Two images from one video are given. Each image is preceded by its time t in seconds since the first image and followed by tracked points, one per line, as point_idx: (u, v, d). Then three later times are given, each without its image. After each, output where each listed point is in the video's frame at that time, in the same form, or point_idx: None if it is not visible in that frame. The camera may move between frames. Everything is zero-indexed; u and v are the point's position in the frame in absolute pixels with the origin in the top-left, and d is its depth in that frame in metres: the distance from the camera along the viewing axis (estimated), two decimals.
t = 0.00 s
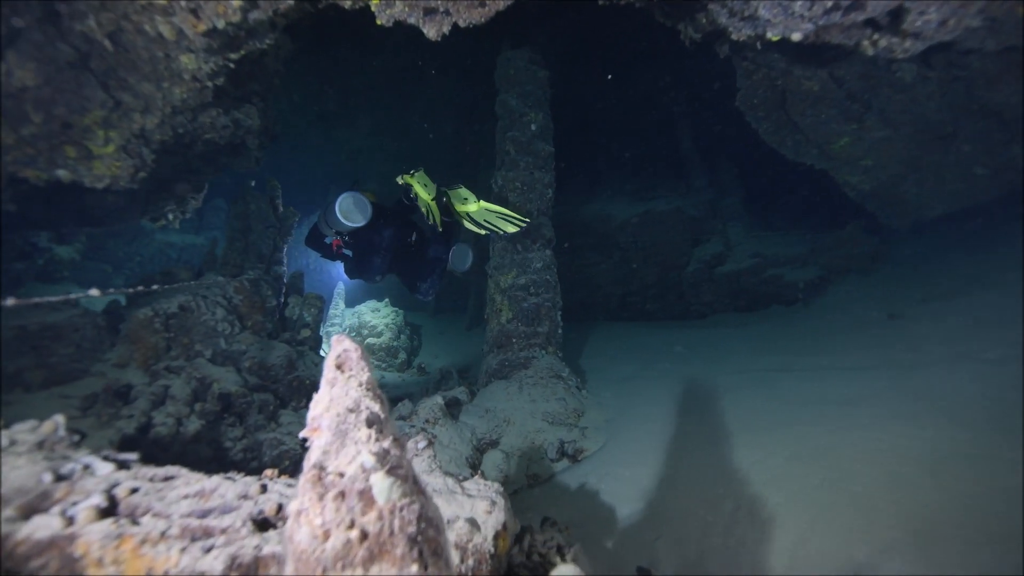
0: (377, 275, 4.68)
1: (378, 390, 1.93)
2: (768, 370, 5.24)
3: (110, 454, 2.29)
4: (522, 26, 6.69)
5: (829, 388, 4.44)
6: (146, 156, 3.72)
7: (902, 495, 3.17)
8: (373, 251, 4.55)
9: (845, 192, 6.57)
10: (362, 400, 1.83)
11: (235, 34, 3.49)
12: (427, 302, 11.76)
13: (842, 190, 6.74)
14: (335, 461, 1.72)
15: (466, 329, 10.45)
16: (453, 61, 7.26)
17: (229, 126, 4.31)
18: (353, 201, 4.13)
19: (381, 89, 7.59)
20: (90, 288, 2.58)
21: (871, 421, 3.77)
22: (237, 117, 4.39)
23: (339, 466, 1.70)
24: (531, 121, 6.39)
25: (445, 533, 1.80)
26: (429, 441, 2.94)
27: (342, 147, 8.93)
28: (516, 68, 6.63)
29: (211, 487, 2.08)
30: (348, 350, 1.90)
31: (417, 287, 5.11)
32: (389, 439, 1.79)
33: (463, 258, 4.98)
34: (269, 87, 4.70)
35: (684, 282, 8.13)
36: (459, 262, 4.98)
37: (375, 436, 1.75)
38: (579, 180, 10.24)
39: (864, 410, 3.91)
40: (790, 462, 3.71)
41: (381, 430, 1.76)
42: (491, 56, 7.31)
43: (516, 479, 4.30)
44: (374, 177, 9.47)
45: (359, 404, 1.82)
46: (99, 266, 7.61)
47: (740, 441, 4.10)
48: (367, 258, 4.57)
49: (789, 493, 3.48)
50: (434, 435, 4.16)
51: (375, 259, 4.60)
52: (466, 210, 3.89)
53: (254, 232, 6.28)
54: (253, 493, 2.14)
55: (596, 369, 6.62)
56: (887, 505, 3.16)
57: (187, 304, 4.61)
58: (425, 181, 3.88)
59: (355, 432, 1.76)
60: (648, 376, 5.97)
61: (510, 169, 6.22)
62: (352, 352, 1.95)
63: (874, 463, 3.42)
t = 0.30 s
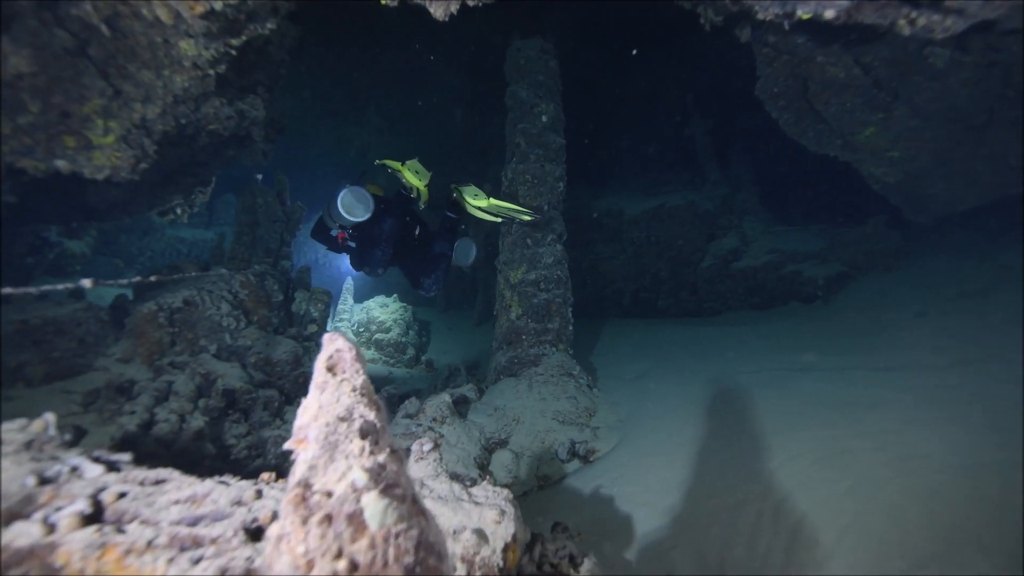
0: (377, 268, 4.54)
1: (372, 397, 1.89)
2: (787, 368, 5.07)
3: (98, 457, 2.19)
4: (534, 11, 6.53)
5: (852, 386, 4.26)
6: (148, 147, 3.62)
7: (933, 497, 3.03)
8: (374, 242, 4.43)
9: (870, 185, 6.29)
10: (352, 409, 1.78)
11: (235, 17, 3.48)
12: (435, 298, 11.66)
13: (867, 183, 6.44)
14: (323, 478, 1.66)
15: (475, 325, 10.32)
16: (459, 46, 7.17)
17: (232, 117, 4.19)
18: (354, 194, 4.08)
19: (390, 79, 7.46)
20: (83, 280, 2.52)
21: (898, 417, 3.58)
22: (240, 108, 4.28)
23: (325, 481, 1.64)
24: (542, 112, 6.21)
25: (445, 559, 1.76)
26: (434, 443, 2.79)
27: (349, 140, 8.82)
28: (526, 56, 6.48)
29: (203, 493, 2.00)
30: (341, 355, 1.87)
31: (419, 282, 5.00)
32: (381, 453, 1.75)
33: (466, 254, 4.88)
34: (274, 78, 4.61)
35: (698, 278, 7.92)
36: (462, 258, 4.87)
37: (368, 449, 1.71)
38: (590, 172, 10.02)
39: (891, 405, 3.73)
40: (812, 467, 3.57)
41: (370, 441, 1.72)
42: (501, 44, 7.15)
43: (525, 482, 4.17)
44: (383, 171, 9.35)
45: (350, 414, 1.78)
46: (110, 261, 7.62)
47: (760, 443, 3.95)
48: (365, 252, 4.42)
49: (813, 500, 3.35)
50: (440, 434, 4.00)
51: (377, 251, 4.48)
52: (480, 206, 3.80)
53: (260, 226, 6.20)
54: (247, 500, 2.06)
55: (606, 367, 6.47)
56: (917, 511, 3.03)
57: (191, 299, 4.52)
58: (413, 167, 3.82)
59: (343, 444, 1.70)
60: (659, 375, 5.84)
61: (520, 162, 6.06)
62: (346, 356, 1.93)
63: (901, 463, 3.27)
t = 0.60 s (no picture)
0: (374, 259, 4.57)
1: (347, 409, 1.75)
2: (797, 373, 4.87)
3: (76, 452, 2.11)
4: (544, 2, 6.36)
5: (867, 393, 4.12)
6: (143, 134, 3.50)
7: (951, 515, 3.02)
8: (371, 232, 4.42)
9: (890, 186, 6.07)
10: (321, 423, 1.66)
11: None
12: (440, 294, 11.54)
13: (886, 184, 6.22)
14: (281, 505, 1.56)
15: (479, 323, 10.19)
16: (462, 41, 6.96)
17: (231, 104, 4.06)
18: (348, 186, 4.02)
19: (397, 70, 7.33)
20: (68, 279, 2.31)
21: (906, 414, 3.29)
22: (240, 95, 4.15)
23: (283, 509, 1.54)
24: (550, 106, 6.05)
25: None
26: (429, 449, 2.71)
27: (355, 133, 8.71)
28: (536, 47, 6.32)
29: (178, 499, 1.99)
30: (312, 362, 1.74)
31: (420, 275, 4.99)
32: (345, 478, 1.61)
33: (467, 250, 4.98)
34: (276, 65, 4.50)
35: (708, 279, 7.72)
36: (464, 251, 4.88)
37: (336, 472, 1.60)
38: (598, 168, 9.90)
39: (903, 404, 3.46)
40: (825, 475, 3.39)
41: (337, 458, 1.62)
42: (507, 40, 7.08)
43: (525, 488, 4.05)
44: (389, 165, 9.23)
45: (318, 429, 1.66)
46: (114, 250, 7.59)
47: (773, 451, 3.79)
48: (362, 242, 4.46)
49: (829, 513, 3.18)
50: (439, 435, 3.89)
51: (373, 242, 4.49)
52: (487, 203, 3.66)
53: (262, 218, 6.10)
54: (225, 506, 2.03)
55: (611, 368, 6.32)
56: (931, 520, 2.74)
57: (188, 291, 4.42)
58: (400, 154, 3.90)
59: (304, 467, 1.60)
60: (665, 377, 5.70)
61: (528, 157, 5.92)
62: (320, 364, 1.78)
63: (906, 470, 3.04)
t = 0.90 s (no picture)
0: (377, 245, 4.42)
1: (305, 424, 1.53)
2: (808, 379, 4.73)
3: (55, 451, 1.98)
4: None
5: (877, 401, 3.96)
6: (134, 118, 3.39)
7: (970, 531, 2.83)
8: (372, 219, 4.31)
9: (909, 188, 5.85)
10: (269, 441, 1.44)
11: None
12: (444, 291, 11.43)
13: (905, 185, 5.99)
14: (218, 538, 1.37)
15: (482, 321, 10.07)
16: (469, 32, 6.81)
17: (228, 90, 3.94)
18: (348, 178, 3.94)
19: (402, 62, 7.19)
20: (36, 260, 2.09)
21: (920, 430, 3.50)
22: (237, 81, 4.04)
23: (220, 539, 1.36)
24: (558, 99, 5.89)
25: None
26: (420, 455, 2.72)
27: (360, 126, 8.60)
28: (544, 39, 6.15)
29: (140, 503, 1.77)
30: (266, 367, 1.50)
31: (420, 265, 4.74)
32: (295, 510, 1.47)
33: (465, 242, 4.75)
34: (275, 52, 4.37)
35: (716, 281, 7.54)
36: (462, 243, 4.62)
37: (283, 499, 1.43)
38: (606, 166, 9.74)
39: (917, 419, 3.59)
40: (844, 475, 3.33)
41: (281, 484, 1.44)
42: (512, 32, 6.90)
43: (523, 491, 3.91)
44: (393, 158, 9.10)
45: (267, 448, 1.44)
46: (116, 239, 7.54)
47: (787, 452, 3.70)
48: (364, 231, 4.36)
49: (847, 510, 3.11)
50: (436, 435, 3.78)
51: (373, 227, 4.36)
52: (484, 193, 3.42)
53: (262, 209, 6.00)
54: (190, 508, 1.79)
55: (614, 370, 6.18)
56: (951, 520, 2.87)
57: (182, 282, 4.32)
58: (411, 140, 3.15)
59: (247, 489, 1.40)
60: (668, 381, 5.55)
61: (534, 151, 5.76)
62: (277, 367, 1.54)
63: (927, 471, 3.17)
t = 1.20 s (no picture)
0: (377, 242, 4.33)
1: (248, 453, 1.33)
2: (824, 384, 4.56)
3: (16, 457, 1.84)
4: None
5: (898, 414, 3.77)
6: (129, 110, 3.29)
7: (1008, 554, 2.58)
8: (373, 217, 4.20)
9: (934, 186, 5.59)
10: (201, 481, 1.21)
11: None
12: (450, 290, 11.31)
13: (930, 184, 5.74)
14: None
15: (488, 321, 9.93)
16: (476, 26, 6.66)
17: (226, 82, 3.85)
18: (350, 176, 3.82)
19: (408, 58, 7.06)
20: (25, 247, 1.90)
21: (936, 433, 3.45)
22: (237, 73, 3.94)
23: None
24: (567, 94, 5.73)
25: None
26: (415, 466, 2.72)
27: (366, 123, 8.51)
28: (553, 31, 5.99)
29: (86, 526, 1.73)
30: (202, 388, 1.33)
31: (414, 262, 4.59)
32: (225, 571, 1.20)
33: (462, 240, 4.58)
34: (276, 44, 4.27)
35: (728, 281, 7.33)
36: (458, 241, 4.43)
37: (212, 557, 1.20)
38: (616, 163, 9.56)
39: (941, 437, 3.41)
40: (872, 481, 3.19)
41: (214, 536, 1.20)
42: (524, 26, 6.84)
43: (525, 498, 3.77)
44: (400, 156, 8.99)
45: (196, 489, 1.21)
46: (125, 235, 7.58)
47: (807, 459, 3.55)
48: (365, 227, 4.25)
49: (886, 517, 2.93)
50: (437, 440, 3.67)
51: (375, 228, 4.26)
52: (465, 181, 3.31)
53: (265, 206, 5.93)
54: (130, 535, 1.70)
55: (622, 373, 6.02)
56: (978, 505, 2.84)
57: (180, 280, 4.24)
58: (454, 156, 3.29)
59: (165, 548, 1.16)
60: (679, 385, 5.38)
61: (541, 147, 5.61)
62: (216, 386, 1.37)
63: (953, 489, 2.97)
